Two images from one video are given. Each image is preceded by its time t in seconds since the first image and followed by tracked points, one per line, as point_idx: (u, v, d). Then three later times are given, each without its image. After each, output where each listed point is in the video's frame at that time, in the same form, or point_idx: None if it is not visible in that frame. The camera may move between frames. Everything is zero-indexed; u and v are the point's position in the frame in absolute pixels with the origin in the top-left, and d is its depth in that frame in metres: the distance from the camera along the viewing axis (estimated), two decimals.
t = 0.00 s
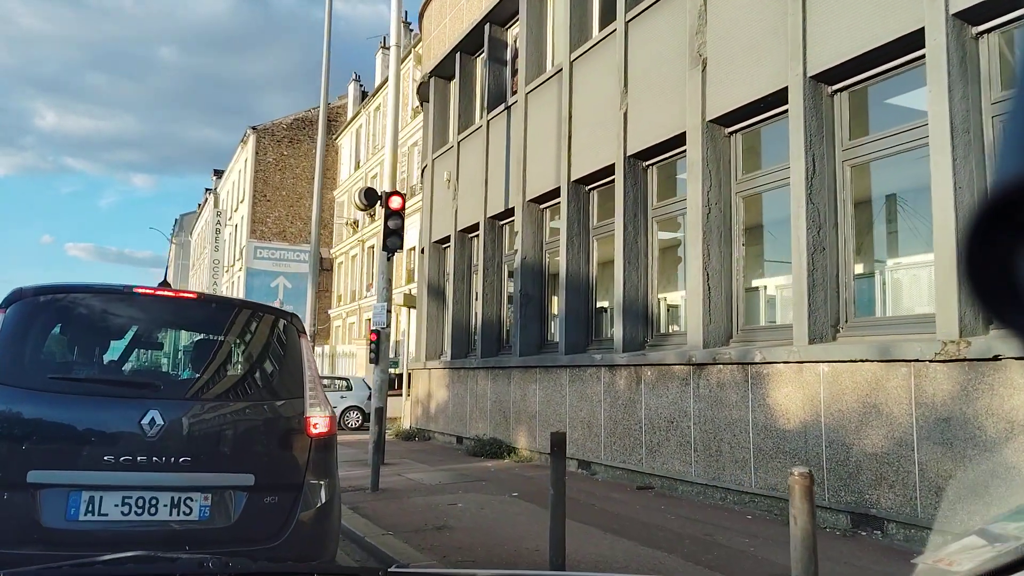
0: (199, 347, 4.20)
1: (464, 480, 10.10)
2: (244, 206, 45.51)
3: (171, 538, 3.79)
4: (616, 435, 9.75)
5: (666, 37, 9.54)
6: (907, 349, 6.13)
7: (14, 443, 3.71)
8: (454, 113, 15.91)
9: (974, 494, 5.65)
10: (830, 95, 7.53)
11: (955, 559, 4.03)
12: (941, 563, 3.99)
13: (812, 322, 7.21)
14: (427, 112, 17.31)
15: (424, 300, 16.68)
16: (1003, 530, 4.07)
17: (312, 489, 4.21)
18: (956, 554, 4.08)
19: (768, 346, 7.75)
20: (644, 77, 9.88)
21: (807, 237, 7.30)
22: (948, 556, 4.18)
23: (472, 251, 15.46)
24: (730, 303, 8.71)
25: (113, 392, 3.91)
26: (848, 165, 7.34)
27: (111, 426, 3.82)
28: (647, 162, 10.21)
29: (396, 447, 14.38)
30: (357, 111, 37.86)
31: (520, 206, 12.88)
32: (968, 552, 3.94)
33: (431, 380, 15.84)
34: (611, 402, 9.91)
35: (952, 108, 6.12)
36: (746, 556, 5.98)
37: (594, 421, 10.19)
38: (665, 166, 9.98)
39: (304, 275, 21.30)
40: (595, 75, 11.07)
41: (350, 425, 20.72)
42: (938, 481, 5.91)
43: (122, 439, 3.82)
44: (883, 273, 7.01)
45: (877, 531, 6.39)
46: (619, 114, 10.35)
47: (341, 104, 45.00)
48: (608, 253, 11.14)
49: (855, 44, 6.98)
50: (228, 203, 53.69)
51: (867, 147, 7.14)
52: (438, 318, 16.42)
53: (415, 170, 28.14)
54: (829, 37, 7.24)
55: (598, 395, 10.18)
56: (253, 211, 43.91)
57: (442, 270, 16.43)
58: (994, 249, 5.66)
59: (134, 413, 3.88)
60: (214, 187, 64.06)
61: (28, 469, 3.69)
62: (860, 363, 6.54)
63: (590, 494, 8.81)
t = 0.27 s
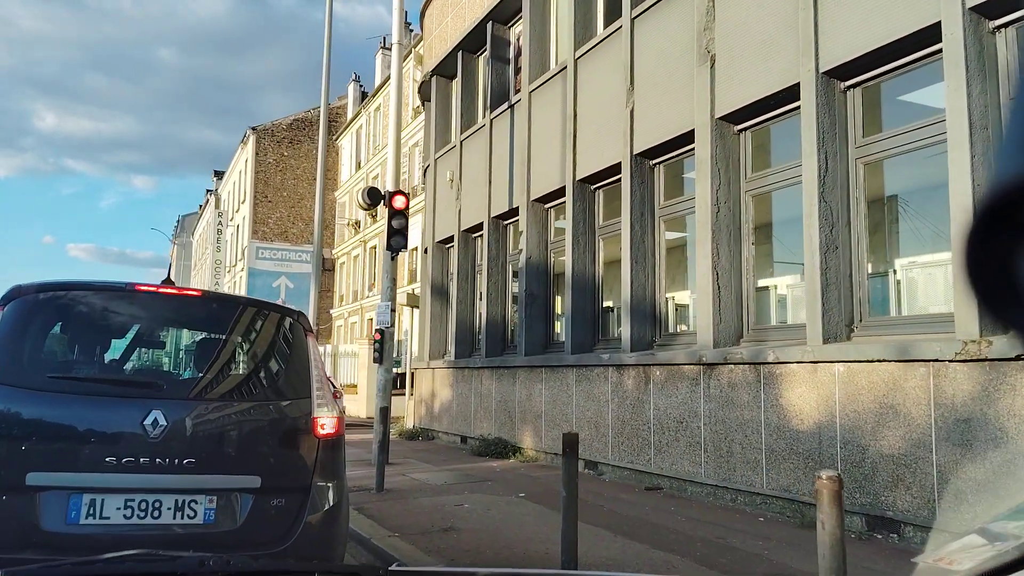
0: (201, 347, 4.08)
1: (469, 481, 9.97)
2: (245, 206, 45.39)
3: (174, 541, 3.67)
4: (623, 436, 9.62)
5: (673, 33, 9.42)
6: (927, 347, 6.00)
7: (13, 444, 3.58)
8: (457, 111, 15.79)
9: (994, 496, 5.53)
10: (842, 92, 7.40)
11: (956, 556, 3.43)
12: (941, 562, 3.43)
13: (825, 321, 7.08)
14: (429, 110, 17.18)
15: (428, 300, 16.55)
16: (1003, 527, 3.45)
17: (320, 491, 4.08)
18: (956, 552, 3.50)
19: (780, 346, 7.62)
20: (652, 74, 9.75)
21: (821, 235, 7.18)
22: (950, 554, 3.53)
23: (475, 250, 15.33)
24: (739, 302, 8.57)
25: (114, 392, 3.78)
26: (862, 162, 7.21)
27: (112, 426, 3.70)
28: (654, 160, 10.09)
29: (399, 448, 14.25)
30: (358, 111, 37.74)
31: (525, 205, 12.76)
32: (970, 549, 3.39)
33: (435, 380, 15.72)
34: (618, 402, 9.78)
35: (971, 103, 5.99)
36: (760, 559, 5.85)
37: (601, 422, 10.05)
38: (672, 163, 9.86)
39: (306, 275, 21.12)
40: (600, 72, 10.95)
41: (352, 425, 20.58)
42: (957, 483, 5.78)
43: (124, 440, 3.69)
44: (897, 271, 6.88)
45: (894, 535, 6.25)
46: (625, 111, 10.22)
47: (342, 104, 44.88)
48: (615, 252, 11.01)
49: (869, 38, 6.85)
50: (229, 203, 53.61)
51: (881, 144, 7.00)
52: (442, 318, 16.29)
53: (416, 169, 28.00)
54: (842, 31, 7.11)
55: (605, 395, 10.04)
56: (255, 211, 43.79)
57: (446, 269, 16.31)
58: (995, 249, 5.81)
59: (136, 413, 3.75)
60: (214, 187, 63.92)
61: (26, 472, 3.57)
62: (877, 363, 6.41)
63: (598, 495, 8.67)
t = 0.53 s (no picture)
0: (201, 347, 3.99)
1: (471, 482, 9.88)
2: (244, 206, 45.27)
3: (174, 546, 3.59)
4: (626, 438, 9.53)
5: (678, 30, 9.34)
6: (937, 348, 5.91)
7: (9, 448, 3.50)
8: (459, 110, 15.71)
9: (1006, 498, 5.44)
10: (851, 87, 7.32)
11: (951, 558, 2.86)
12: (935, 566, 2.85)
13: (833, 320, 7.00)
14: (431, 109, 17.10)
15: (428, 300, 16.46)
16: (1006, 526, 2.96)
17: (323, 496, 3.99)
18: (952, 552, 2.94)
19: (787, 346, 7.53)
20: (656, 72, 9.68)
21: (828, 234, 7.10)
22: (944, 557, 2.95)
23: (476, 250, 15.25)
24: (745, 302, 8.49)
25: (113, 393, 3.69)
26: (869, 160, 7.13)
27: (111, 429, 3.61)
28: (658, 158, 10.00)
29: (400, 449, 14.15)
30: (358, 111, 37.64)
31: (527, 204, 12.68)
32: (967, 551, 2.86)
33: (436, 381, 15.62)
34: (621, 403, 9.69)
35: (983, 99, 5.90)
36: (768, 563, 5.76)
37: (604, 423, 9.96)
38: (676, 162, 9.78)
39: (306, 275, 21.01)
40: (604, 70, 10.87)
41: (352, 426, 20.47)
42: (968, 484, 5.69)
43: (123, 443, 3.60)
44: (905, 271, 6.80)
45: (904, 538, 6.16)
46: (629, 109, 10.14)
47: (341, 104, 44.76)
48: (618, 251, 10.92)
49: (879, 34, 6.76)
50: (228, 204, 53.49)
51: (890, 141, 6.92)
52: (443, 318, 16.20)
53: (416, 169, 27.91)
54: (850, 27, 7.03)
55: (608, 396, 9.95)
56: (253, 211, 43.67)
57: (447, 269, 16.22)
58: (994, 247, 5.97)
59: (136, 416, 3.66)
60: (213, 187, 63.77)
61: (23, 476, 3.48)
62: (886, 363, 6.33)
63: (602, 497, 8.58)
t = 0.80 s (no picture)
0: (202, 345, 3.97)
1: (473, 481, 9.87)
2: (246, 204, 45.27)
3: (177, 542, 3.58)
4: (628, 436, 9.52)
5: (679, 29, 9.32)
6: (940, 347, 5.90)
7: (10, 445, 3.49)
8: (460, 109, 15.69)
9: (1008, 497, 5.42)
10: (852, 88, 7.30)
11: (951, 557, 2.84)
12: (935, 564, 2.85)
13: (835, 319, 6.99)
14: (432, 108, 17.08)
15: (430, 299, 16.45)
16: (1007, 524, 2.90)
17: (325, 493, 3.98)
18: (953, 551, 2.91)
19: (789, 345, 7.52)
20: (658, 70, 9.65)
21: (831, 232, 7.09)
22: (945, 555, 2.93)
23: (478, 248, 15.23)
24: (748, 300, 8.46)
25: (115, 391, 3.68)
26: (872, 158, 7.10)
27: (113, 427, 3.60)
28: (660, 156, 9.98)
29: (402, 447, 14.15)
30: (359, 109, 37.61)
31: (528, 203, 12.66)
32: (968, 549, 2.84)
33: (437, 379, 15.62)
34: (623, 401, 9.68)
35: (986, 98, 5.88)
36: (770, 561, 5.74)
37: (606, 421, 9.94)
38: (678, 161, 9.76)
39: (307, 274, 21.00)
40: (605, 68, 10.85)
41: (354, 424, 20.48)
42: (970, 484, 5.67)
43: (126, 440, 3.59)
44: (908, 269, 6.78)
45: (906, 537, 6.14)
46: (631, 108, 10.12)
47: (343, 102, 44.74)
48: (620, 250, 10.90)
49: (881, 33, 6.74)
50: (230, 202, 53.50)
51: (891, 142, 6.89)
52: (444, 317, 16.19)
53: (417, 167, 27.89)
54: (853, 26, 7.01)
55: (610, 394, 9.93)
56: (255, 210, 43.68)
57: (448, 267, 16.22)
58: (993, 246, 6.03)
59: (137, 414, 3.65)
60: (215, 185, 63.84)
61: (24, 474, 3.47)
62: (888, 362, 6.31)
63: (603, 496, 8.57)
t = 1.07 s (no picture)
0: (201, 347, 3.97)
1: (472, 481, 9.87)
2: (245, 205, 45.26)
3: (177, 543, 3.58)
4: (627, 436, 9.52)
5: (679, 29, 9.33)
6: (939, 347, 5.90)
7: (10, 447, 3.49)
8: (460, 109, 15.69)
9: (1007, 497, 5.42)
10: (853, 86, 7.30)
11: (950, 555, 2.85)
12: (934, 563, 2.86)
13: (835, 319, 6.99)
14: (432, 108, 17.08)
15: (429, 299, 16.45)
16: (1006, 523, 2.90)
17: (325, 495, 3.98)
18: (952, 550, 2.92)
19: (788, 345, 7.52)
20: (657, 70, 9.66)
21: (830, 233, 7.09)
22: (944, 554, 2.94)
23: (477, 249, 15.23)
24: (747, 301, 8.46)
25: (114, 393, 3.68)
26: (872, 159, 7.11)
27: (112, 428, 3.60)
28: (659, 157, 9.98)
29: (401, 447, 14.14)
30: (359, 109, 37.59)
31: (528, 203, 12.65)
32: (967, 548, 2.84)
33: (436, 380, 15.61)
34: (622, 401, 9.68)
35: (986, 97, 5.89)
36: (769, 562, 5.74)
37: (606, 422, 9.94)
38: (677, 161, 9.76)
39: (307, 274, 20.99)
40: (605, 69, 10.85)
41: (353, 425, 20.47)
42: (970, 484, 5.68)
43: (125, 442, 3.59)
44: (908, 270, 6.79)
45: (906, 537, 6.14)
46: (631, 108, 10.12)
47: (342, 103, 44.73)
48: (619, 250, 10.90)
49: (882, 32, 6.75)
50: (229, 203, 53.49)
51: (892, 140, 6.89)
52: (443, 317, 16.18)
53: (417, 168, 27.89)
54: (853, 26, 7.02)
55: (610, 395, 9.93)
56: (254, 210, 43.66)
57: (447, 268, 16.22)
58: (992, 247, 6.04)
59: (137, 415, 3.65)
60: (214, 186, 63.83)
61: (24, 475, 3.47)
62: (887, 363, 6.32)
63: (603, 496, 8.57)
